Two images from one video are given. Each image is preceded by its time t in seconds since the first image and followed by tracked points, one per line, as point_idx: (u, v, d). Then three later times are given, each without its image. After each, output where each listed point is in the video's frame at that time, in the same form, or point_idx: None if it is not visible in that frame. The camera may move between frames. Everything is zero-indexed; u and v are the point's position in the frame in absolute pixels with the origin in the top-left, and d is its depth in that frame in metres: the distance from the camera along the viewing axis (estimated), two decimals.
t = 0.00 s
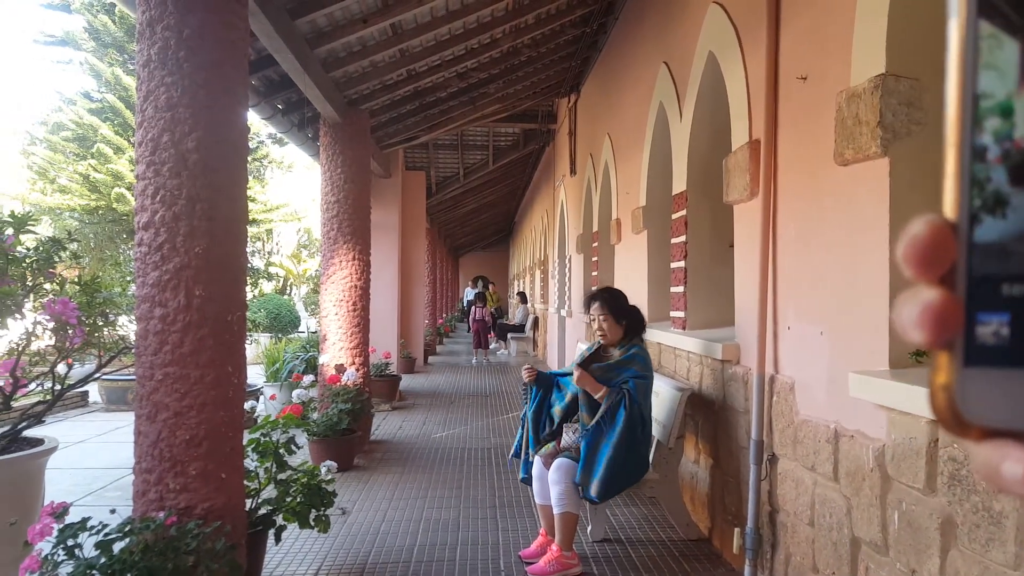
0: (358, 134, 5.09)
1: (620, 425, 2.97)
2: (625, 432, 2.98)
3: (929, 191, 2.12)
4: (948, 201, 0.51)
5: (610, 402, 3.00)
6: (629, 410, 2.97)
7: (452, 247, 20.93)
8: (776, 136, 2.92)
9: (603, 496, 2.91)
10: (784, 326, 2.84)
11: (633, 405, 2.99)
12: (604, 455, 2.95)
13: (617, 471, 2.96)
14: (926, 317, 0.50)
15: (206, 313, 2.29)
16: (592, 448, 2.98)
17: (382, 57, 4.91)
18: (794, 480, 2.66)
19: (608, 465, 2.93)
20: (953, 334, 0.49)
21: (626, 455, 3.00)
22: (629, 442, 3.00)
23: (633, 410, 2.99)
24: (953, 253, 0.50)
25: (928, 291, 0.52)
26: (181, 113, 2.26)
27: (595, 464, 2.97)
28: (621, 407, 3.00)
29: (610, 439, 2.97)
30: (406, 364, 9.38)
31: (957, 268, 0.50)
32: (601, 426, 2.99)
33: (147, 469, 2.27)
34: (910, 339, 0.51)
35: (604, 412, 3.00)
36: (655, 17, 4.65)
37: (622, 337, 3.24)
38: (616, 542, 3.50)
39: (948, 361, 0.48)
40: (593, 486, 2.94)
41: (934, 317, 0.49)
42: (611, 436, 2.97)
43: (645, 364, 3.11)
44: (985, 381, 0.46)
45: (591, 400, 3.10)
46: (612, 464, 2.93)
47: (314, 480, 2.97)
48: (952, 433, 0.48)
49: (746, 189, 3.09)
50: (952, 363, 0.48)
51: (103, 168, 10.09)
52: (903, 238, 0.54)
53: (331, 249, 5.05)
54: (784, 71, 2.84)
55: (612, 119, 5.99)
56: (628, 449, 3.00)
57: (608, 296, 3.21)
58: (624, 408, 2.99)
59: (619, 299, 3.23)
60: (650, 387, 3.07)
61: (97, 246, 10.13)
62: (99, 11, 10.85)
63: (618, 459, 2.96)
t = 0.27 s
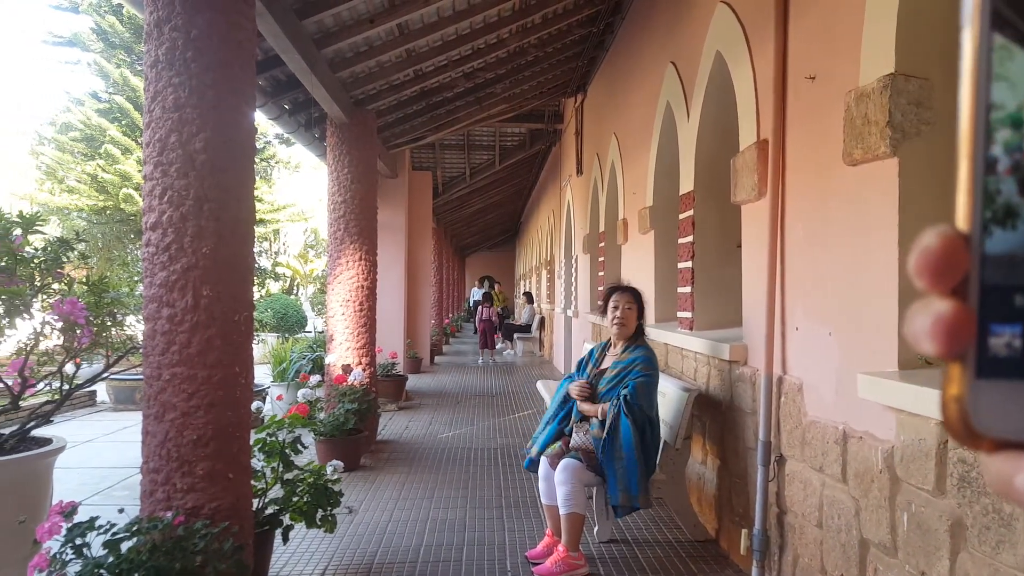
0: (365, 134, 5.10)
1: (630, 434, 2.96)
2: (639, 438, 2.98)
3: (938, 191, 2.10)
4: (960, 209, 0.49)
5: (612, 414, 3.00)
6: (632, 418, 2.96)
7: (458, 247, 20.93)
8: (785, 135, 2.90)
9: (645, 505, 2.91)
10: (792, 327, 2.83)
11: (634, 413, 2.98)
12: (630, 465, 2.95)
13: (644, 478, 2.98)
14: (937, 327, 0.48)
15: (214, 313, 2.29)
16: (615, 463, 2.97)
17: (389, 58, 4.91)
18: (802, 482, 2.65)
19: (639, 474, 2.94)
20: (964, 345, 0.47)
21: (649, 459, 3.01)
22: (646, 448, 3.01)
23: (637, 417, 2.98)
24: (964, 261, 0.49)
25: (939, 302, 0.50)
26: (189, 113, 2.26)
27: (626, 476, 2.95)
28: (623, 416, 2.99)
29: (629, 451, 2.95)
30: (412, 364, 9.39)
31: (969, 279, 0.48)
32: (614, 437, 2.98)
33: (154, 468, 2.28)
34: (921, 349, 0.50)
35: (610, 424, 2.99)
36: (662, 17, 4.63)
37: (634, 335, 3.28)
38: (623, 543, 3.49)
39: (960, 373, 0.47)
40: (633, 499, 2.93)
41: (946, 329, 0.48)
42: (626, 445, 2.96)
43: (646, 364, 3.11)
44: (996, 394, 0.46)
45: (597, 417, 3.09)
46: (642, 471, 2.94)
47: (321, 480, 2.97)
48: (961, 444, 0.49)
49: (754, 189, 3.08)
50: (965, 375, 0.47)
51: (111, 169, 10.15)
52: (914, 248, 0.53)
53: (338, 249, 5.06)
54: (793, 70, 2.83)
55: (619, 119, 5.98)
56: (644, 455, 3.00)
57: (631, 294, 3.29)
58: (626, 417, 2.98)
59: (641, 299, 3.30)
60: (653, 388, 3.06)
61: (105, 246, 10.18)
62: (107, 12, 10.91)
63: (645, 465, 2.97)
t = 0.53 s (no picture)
0: (371, 133, 5.11)
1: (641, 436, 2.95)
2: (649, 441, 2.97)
3: (947, 191, 2.08)
4: (974, 211, 0.50)
5: (624, 416, 2.99)
6: (644, 419, 2.95)
7: (464, 247, 20.94)
8: (792, 135, 2.89)
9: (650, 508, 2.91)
10: (799, 327, 2.81)
11: (647, 414, 2.97)
12: (639, 468, 2.94)
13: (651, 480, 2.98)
14: (952, 326, 0.48)
15: (220, 313, 2.30)
16: (623, 465, 2.96)
17: (395, 58, 4.92)
18: (808, 483, 2.63)
19: (646, 477, 2.93)
20: (978, 345, 0.47)
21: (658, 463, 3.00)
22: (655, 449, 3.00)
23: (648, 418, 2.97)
24: (982, 261, 0.49)
25: (957, 302, 0.50)
26: (196, 114, 2.27)
27: (632, 478, 2.95)
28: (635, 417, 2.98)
29: (637, 453, 2.94)
30: (418, 364, 9.40)
31: (984, 278, 0.48)
32: (623, 440, 2.98)
33: (161, 468, 2.29)
34: (937, 348, 0.49)
35: (621, 425, 2.99)
36: (668, 17, 4.62)
37: (639, 336, 3.27)
38: (629, 544, 3.49)
39: (974, 370, 0.47)
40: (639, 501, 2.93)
41: (961, 326, 0.48)
42: (636, 448, 2.96)
43: (655, 365, 3.11)
44: (1007, 391, 0.45)
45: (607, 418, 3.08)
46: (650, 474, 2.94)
47: (327, 480, 2.98)
48: (976, 444, 0.48)
49: (761, 189, 3.06)
50: (978, 374, 0.47)
51: (118, 169, 10.20)
52: (929, 249, 0.53)
53: (344, 249, 5.07)
54: (800, 69, 2.81)
55: (625, 119, 5.97)
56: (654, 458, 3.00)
57: (636, 295, 3.28)
58: (638, 418, 2.97)
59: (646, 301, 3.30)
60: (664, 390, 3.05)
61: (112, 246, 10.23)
62: (114, 13, 10.97)
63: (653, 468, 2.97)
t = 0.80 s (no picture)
0: (377, 133, 5.12)
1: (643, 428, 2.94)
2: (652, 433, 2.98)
3: (954, 191, 2.07)
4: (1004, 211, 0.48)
5: (626, 406, 2.98)
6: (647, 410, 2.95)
7: (469, 247, 20.94)
8: (799, 135, 2.88)
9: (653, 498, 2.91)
10: (806, 328, 2.80)
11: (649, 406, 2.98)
12: (642, 458, 2.93)
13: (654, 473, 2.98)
14: (985, 328, 0.46)
15: (227, 313, 2.31)
16: (626, 455, 2.95)
17: (401, 58, 4.92)
18: (815, 484, 2.62)
19: (649, 467, 2.93)
20: (1010, 346, 0.46)
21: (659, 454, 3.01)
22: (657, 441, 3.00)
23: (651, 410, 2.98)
24: (1011, 260, 0.47)
25: (985, 303, 0.48)
26: (203, 114, 2.28)
27: (635, 469, 2.94)
28: (637, 408, 2.97)
29: (640, 444, 2.94)
30: (423, 364, 9.40)
31: (1016, 280, 0.47)
32: (626, 430, 2.97)
33: (168, 468, 2.30)
34: (966, 350, 0.48)
35: (623, 415, 2.98)
36: (674, 17, 4.61)
37: (644, 337, 3.27)
38: (634, 544, 3.48)
39: (1006, 371, 0.47)
40: (641, 491, 2.92)
41: (991, 328, 0.46)
42: (638, 439, 2.95)
43: (659, 361, 3.12)
44: None
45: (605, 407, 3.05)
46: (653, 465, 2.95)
47: (332, 479, 2.98)
48: (1006, 447, 0.48)
49: (767, 189, 3.05)
50: (1009, 376, 0.46)
51: (124, 169, 10.24)
52: (957, 248, 0.50)
53: (350, 249, 5.08)
54: (807, 68, 2.80)
55: (631, 118, 5.95)
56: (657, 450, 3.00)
57: (640, 296, 3.28)
58: (641, 409, 2.96)
59: (650, 302, 3.30)
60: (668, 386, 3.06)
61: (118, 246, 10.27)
62: (121, 13, 11.01)
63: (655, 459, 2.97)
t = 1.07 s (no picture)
0: (381, 133, 5.12)
1: (626, 419, 2.95)
2: (638, 428, 2.96)
3: (961, 191, 2.06)
4: None
5: (613, 395, 3.01)
6: (632, 401, 2.95)
7: (474, 246, 20.94)
8: (805, 134, 2.87)
9: (624, 492, 2.92)
10: (812, 328, 2.79)
11: (636, 398, 2.97)
12: (621, 450, 2.95)
13: (636, 468, 2.97)
14: (1007, 336, 0.46)
15: (233, 313, 2.31)
16: (607, 443, 2.98)
17: (406, 58, 4.93)
18: (820, 485, 2.62)
19: (627, 462, 2.93)
20: None
21: (643, 450, 3.00)
22: (643, 437, 2.98)
23: (638, 402, 2.97)
24: None
25: (1007, 312, 0.48)
26: (209, 114, 2.28)
27: (613, 460, 2.96)
28: (624, 399, 2.98)
29: (621, 435, 2.95)
30: (428, 363, 9.41)
31: None
32: (610, 420, 2.99)
33: (174, 467, 2.30)
34: (987, 356, 0.48)
35: (610, 404, 3.00)
36: (680, 16, 4.60)
37: (647, 336, 3.25)
38: (639, 544, 3.48)
39: None
40: (614, 483, 2.95)
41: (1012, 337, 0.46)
42: (620, 430, 2.96)
43: (659, 357, 3.12)
44: None
45: (596, 393, 3.10)
46: (632, 461, 2.94)
47: (338, 479, 2.99)
48: None
49: (773, 189, 3.04)
50: None
51: (130, 169, 10.29)
52: (976, 257, 0.51)
53: (355, 249, 5.09)
54: (813, 67, 2.79)
55: (636, 118, 5.94)
56: (642, 446, 2.98)
57: (642, 295, 3.27)
58: (627, 400, 2.97)
59: (652, 301, 3.29)
60: (662, 381, 3.04)
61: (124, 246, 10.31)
62: (127, 13, 11.05)
63: (636, 454, 2.97)
